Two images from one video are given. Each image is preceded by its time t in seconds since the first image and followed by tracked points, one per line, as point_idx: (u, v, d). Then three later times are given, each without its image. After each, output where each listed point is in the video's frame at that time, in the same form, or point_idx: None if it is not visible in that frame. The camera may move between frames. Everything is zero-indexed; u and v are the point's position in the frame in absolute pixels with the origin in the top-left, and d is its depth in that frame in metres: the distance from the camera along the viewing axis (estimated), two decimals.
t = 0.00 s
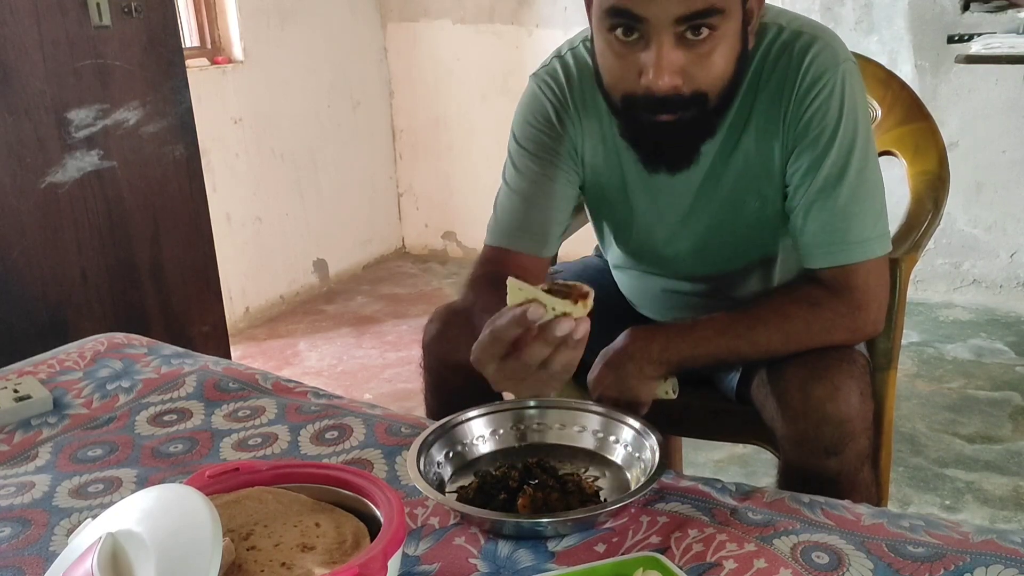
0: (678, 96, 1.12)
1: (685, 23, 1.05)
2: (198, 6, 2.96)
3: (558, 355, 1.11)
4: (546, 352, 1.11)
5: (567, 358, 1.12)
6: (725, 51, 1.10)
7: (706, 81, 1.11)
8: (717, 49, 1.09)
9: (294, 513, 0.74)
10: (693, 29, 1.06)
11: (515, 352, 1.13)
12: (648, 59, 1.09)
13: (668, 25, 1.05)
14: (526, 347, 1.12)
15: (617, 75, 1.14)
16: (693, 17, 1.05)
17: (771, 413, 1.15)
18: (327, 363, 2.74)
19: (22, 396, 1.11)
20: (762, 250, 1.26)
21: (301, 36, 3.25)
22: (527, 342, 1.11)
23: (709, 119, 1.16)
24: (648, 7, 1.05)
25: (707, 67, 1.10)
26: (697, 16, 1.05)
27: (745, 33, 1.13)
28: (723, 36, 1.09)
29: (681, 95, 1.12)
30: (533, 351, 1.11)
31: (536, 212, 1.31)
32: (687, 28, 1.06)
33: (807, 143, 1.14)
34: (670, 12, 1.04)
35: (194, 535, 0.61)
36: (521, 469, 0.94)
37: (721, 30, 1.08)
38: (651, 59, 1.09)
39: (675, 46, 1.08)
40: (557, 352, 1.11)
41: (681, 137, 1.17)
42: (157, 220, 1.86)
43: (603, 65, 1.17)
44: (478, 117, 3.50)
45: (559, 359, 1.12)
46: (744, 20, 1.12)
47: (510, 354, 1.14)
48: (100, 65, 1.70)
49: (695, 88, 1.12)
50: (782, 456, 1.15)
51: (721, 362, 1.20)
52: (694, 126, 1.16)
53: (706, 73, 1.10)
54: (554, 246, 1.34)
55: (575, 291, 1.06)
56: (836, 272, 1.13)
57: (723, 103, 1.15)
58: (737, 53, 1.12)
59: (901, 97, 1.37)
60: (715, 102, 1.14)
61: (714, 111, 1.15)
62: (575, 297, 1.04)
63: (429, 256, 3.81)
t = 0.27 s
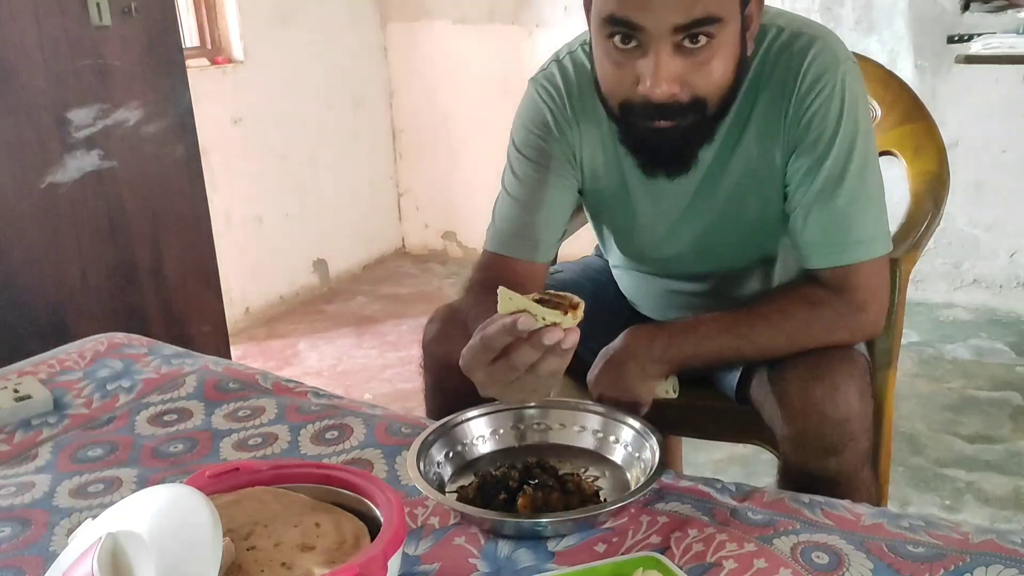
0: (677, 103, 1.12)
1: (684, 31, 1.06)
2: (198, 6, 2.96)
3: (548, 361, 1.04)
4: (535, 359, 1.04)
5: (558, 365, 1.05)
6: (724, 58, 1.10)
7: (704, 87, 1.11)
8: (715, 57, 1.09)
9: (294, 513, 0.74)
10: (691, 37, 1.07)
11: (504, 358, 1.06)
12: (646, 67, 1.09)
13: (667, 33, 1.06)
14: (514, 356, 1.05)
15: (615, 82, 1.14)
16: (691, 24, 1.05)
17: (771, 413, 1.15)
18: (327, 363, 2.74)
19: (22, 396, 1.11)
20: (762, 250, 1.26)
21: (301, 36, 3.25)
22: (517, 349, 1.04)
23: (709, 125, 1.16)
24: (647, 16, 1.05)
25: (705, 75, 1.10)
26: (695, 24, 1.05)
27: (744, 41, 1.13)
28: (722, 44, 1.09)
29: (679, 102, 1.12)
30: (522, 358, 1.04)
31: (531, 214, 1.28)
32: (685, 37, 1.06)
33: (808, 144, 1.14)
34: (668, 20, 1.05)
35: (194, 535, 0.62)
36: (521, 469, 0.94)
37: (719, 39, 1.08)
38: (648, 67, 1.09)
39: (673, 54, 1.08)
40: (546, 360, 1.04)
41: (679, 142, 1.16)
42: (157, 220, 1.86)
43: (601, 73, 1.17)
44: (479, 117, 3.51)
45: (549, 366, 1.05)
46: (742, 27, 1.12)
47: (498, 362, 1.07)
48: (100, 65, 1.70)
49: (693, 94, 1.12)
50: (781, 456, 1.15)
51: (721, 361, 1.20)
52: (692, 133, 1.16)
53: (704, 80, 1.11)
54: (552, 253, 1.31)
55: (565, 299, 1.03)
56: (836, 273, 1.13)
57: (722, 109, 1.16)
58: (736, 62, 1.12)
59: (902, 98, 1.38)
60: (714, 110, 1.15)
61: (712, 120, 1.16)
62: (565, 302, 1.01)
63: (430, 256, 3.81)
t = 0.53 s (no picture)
0: (668, 109, 1.09)
1: (676, 39, 1.03)
2: (198, 6, 2.96)
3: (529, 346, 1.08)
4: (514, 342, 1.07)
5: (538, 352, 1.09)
6: (717, 67, 1.08)
7: (695, 94, 1.09)
8: (707, 65, 1.07)
9: (293, 514, 0.74)
10: (684, 46, 1.04)
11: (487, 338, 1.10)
12: (637, 71, 1.06)
13: (660, 38, 1.03)
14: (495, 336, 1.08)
15: (607, 83, 1.11)
16: (684, 32, 1.02)
17: (772, 413, 1.15)
18: (326, 363, 2.74)
19: (21, 396, 1.11)
20: (762, 250, 1.26)
21: (301, 36, 3.25)
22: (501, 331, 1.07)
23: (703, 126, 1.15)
24: (640, 21, 1.02)
25: (696, 82, 1.08)
26: (688, 33, 1.03)
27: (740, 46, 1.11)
28: (715, 53, 1.06)
29: (670, 109, 1.10)
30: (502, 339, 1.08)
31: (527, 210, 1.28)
32: (678, 45, 1.03)
33: (809, 143, 1.13)
34: (660, 27, 1.02)
35: (194, 538, 0.61)
36: (521, 470, 0.93)
37: (713, 47, 1.05)
38: (639, 71, 1.06)
39: (665, 61, 1.05)
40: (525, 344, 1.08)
41: (677, 143, 1.16)
42: (156, 220, 1.86)
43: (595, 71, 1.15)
44: (479, 117, 3.50)
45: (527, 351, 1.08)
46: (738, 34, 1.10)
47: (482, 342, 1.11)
48: (99, 64, 1.69)
49: (684, 100, 1.09)
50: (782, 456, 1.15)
51: (722, 361, 1.19)
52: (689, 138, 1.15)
53: (695, 87, 1.08)
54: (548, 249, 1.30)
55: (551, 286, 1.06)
56: (837, 274, 1.13)
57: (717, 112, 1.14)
58: (729, 69, 1.10)
59: (902, 97, 1.38)
60: (707, 114, 1.13)
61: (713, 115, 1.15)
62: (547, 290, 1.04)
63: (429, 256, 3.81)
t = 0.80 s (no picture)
0: (649, 114, 1.08)
1: (661, 50, 1.01)
2: (198, 6, 2.96)
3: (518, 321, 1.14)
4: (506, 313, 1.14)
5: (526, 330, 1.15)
6: (701, 76, 1.06)
7: (677, 101, 1.07)
8: (690, 75, 1.05)
9: (295, 514, 0.74)
10: (669, 56, 1.02)
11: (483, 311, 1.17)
12: (619, 75, 1.05)
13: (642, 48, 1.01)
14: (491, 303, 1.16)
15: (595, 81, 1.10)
16: (667, 45, 1.01)
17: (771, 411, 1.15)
18: (326, 363, 2.74)
19: (22, 396, 1.11)
20: (763, 250, 1.26)
21: (301, 36, 3.25)
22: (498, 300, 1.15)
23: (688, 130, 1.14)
24: (626, 28, 1.00)
25: (679, 91, 1.06)
26: (674, 44, 1.01)
27: (732, 53, 1.09)
28: (700, 63, 1.05)
29: (652, 113, 1.08)
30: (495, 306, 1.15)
31: (523, 210, 1.35)
32: (662, 54, 1.02)
33: (814, 144, 1.14)
34: (644, 38, 1.00)
35: (194, 542, 0.61)
36: (521, 469, 0.93)
37: (698, 57, 1.04)
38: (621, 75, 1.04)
39: (649, 69, 1.03)
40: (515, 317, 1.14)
41: (674, 144, 1.15)
42: (157, 220, 1.86)
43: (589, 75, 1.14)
44: (478, 117, 3.51)
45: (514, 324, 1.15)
46: (731, 42, 1.08)
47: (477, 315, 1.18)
48: (100, 64, 1.70)
49: (665, 107, 1.08)
50: (781, 455, 1.15)
51: (721, 359, 1.19)
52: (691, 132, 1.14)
53: (677, 95, 1.07)
54: (542, 243, 1.38)
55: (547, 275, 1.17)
56: (838, 274, 1.13)
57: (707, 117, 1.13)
58: (714, 79, 1.08)
59: (902, 97, 1.38)
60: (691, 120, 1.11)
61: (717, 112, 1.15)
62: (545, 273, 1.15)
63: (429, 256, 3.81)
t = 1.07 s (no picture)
0: (634, 121, 1.08)
1: (645, 60, 1.00)
2: (198, 6, 2.96)
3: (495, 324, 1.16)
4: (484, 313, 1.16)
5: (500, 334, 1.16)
6: (685, 85, 1.06)
7: (663, 107, 1.07)
8: (675, 83, 1.05)
9: (295, 514, 0.74)
10: (653, 66, 1.02)
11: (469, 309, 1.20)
12: (604, 81, 1.04)
13: (625, 58, 1.00)
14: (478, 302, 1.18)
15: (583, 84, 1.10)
16: (652, 55, 1.00)
17: (770, 412, 1.15)
18: (326, 363, 2.74)
19: (22, 396, 1.11)
20: (760, 250, 1.26)
21: (300, 36, 3.25)
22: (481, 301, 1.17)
23: (673, 137, 1.13)
24: (610, 38, 0.99)
25: (664, 97, 1.06)
26: (658, 55, 1.00)
27: (717, 61, 1.09)
28: (684, 72, 1.04)
29: (637, 121, 1.08)
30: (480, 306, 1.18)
31: (522, 213, 1.36)
32: (647, 65, 1.01)
33: (807, 143, 1.14)
34: (627, 48, 0.99)
35: (194, 541, 0.61)
36: (521, 469, 0.94)
37: (682, 66, 1.03)
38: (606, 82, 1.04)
39: (634, 79, 1.03)
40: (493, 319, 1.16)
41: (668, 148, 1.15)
42: (156, 220, 1.86)
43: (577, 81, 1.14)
44: (478, 117, 3.51)
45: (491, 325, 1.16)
46: (715, 49, 1.07)
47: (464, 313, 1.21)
48: (100, 64, 1.70)
49: (650, 113, 1.08)
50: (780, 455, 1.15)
51: (720, 360, 1.20)
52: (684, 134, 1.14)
53: (661, 103, 1.07)
54: (542, 245, 1.40)
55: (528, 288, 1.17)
56: (836, 274, 1.13)
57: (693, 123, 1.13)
58: (698, 87, 1.08)
59: (901, 96, 1.38)
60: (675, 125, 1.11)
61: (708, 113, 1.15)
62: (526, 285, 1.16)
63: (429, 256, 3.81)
